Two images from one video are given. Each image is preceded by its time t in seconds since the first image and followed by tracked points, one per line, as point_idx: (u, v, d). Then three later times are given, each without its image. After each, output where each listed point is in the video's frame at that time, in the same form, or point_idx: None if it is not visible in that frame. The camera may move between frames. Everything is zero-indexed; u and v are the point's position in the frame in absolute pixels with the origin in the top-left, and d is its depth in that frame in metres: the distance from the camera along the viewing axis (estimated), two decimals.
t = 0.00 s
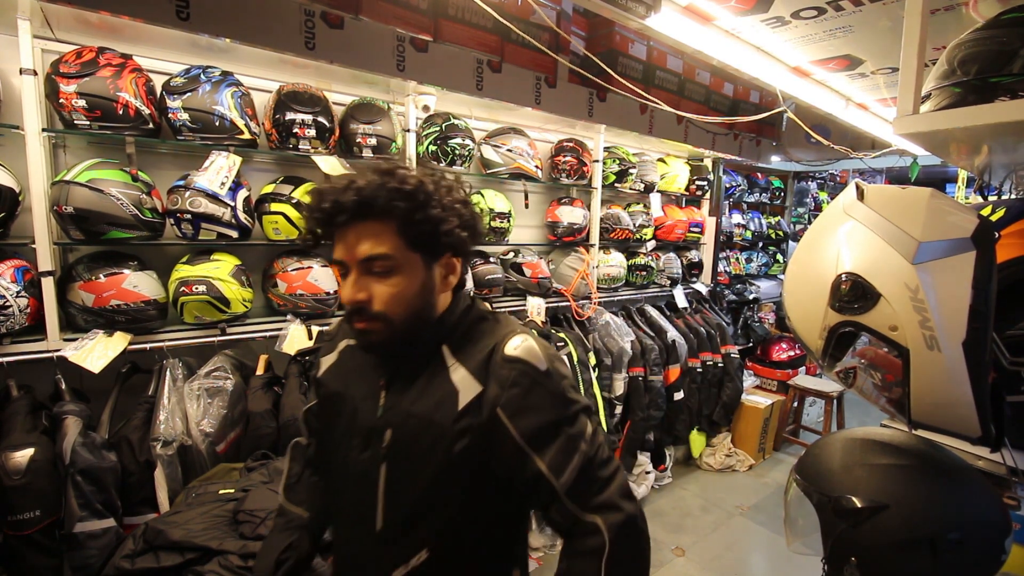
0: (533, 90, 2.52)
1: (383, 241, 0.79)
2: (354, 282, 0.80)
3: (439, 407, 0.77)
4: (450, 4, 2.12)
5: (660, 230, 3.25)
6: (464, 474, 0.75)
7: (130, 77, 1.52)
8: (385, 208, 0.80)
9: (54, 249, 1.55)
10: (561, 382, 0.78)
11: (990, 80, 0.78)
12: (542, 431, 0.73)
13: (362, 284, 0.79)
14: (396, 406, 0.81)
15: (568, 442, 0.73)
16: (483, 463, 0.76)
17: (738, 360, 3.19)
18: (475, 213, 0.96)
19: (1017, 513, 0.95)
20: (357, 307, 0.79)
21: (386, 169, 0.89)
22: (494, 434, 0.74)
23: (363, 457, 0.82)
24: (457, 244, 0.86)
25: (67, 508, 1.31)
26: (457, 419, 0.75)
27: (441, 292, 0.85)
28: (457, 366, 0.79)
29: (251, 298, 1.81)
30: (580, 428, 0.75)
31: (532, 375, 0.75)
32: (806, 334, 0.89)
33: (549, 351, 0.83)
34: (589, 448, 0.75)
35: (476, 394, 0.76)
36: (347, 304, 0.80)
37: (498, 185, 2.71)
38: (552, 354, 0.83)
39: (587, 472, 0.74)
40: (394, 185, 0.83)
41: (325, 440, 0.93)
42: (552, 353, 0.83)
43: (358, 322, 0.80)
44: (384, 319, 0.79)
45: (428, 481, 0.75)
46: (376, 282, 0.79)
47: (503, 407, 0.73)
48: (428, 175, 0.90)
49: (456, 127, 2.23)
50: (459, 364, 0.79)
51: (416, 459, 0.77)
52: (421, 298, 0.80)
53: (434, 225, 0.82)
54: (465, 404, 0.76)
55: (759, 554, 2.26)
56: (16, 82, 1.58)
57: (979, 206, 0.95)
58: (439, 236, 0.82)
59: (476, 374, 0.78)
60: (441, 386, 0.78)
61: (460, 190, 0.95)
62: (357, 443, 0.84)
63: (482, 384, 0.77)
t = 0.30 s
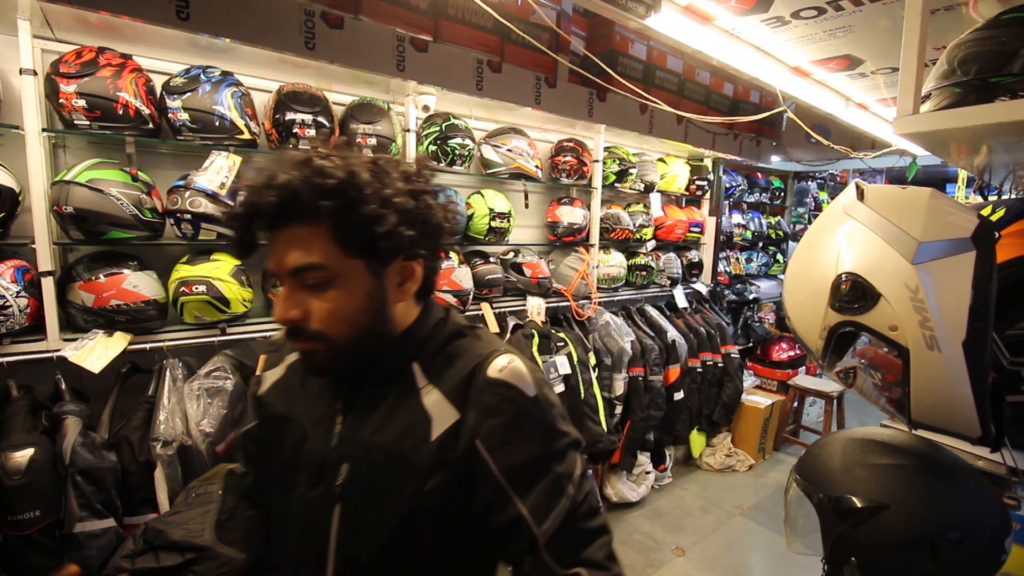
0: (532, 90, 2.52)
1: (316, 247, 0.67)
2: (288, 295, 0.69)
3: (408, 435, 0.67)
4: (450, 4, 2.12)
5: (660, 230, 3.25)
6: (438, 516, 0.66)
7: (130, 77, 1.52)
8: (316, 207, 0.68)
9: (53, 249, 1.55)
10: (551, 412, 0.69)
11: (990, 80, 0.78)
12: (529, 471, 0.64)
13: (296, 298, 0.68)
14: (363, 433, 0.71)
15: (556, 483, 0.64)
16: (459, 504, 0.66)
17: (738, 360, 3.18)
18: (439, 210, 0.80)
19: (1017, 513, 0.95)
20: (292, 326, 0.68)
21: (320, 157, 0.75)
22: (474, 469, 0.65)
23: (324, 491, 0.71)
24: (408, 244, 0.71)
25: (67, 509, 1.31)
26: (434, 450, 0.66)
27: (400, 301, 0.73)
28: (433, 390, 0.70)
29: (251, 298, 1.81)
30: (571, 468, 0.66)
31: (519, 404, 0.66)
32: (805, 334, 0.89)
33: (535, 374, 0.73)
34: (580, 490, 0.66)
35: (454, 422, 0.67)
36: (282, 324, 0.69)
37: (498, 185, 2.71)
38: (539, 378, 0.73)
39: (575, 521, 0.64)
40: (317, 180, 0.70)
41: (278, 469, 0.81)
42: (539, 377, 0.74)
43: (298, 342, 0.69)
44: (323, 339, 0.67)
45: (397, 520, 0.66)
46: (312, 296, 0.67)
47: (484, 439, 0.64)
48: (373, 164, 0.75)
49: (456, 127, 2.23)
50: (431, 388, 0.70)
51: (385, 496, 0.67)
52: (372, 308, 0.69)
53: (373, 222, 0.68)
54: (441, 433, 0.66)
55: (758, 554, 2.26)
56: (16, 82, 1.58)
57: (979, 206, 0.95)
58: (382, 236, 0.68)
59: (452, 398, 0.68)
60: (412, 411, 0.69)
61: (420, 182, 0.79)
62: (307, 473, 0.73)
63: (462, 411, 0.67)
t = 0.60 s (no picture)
0: (533, 90, 2.52)
1: (194, 246, 0.52)
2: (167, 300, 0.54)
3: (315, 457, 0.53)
4: (450, 4, 2.16)
5: (660, 230, 3.25)
6: (339, 558, 0.50)
7: (131, 77, 1.52)
8: (190, 203, 0.52)
9: (53, 249, 1.55)
10: (481, 426, 0.55)
11: (990, 80, 0.78)
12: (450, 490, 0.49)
13: (173, 303, 0.53)
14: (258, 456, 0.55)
15: (478, 505, 0.50)
16: (365, 544, 0.50)
17: (738, 360, 3.18)
18: (357, 217, 0.63)
19: (1018, 513, 0.94)
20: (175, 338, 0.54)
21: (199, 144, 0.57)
22: (390, 495, 0.50)
23: (201, 533, 0.55)
24: (309, 244, 0.56)
25: (66, 509, 1.30)
26: (343, 473, 0.51)
27: (306, 306, 0.57)
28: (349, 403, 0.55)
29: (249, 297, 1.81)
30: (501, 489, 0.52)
31: (446, 418, 0.52)
32: (805, 334, 0.89)
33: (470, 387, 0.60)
34: (507, 513, 0.51)
35: (374, 439, 0.52)
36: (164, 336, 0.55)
37: (498, 185, 2.71)
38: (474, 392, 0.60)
39: (503, 553, 0.49)
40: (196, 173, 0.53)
41: (136, 523, 0.63)
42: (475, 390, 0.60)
43: (186, 355, 0.56)
44: (216, 355, 0.54)
45: (289, 563, 0.51)
46: (196, 304, 0.52)
47: (406, 458, 0.50)
48: (269, 157, 0.57)
49: (456, 127, 2.22)
50: (349, 401, 0.55)
51: (279, 532, 0.52)
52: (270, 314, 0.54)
53: (261, 220, 0.53)
54: (357, 455, 0.52)
55: (759, 554, 2.25)
56: (16, 82, 1.57)
57: (979, 206, 0.95)
58: (273, 235, 0.53)
59: (373, 412, 0.54)
60: (322, 429, 0.54)
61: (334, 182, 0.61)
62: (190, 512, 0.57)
63: (385, 424, 0.53)
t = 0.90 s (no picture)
0: (533, 90, 2.52)
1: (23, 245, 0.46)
2: None
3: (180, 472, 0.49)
4: (450, 4, 2.14)
5: (660, 230, 3.25)
6: None
7: (130, 77, 1.52)
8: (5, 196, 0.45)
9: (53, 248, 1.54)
10: (374, 429, 0.54)
11: (990, 80, 0.78)
12: (341, 498, 0.49)
13: None
14: (122, 476, 0.50)
15: (371, 513, 0.50)
16: (247, 558, 0.49)
17: (738, 360, 3.18)
18: (220, 207, 0.56)
19: (1018, 513, 0.95)
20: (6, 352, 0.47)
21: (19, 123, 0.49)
22: (273, 507, 0.48)
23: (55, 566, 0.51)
24: (161, 240, 0.50)
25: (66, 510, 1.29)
26: (216, 488, 0.48)
27: (167, 310, 0.52)
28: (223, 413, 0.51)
29: (251, 298, 1.81)
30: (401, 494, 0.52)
31: (332, 422, 0.51)
32: (806, 334, 0.89)
33: (362, 390, 0.58)
34: (406, 522, 0.52)
35: (250, 450, 0.49)
36: None
37: (498, 185, 2.71)
38: (370, 395, 0.59)
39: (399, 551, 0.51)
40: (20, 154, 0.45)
41: None
42: (371, 394, 0.59)
43: (19, 369, 0.49)
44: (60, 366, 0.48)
45: None
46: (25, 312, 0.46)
47: (287, 469, 0.48)
48: (104, 140, 0.50)
49: (456, 127, 2.22)
50: (218, 410, 0.51)
51: (146, 554, 0.48)
52: (119, 324, 0.48)
53: (87, 213, 0.46)
54: (230, 469, 0.49)
55: (759, 554, 2.26)
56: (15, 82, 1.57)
57: (979, 207, 0.95)
58: (111, 232, 0.47)
59: (249, 423, 0.50)
60: (187, 444, 0.50)
61: (193, 165, 0.55)
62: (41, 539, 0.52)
63: (264, 434, 0.50)
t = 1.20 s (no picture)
0: (533, 90, 2.52)
1: None
2: None
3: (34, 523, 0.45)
4: (450, 4, 2.13)
5: (660, 230, 3.25)
6: None
7: (131, 77, 1.52)
8: None
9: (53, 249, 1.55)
10: (268, 493, 0.48)
11: (990, 80, 0.78)
12: None
13: None
14: None
15: None
16: None
17: (738, 360, 3.18)
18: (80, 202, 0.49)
19: (1017, 513, 0.96)
20: None
21: None
22: None
23: None
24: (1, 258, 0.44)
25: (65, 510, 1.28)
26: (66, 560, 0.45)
27: (12, 339, 0.46)
28: (71, 474, 0.45)
29: (251, 298, 1.81)
30: (299, 573, 0.48)
31: (207, 494, 0.45)
32: (805, 334, 0.89)
33: (257, 436, 0.51)
34: None
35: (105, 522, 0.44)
36: None
37: (498, 185, 2.71)
38: (270, 441, 0.52)
39: None
40: None
41: None
42: (270, 438, 0.52)
43: None
44: None
45: None
46: None
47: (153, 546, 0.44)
48: None
49: (456, 127, 2.22)
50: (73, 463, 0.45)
51: None
52: None
53: None
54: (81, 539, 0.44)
55: (759, 554, 2.26)
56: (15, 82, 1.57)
57: (979, 206, 0.95)
58: None
59: (107, 488, 0.45)
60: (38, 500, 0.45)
61: (51, 161, 0.49)
62: None
63: (119, 505, 0.45)
